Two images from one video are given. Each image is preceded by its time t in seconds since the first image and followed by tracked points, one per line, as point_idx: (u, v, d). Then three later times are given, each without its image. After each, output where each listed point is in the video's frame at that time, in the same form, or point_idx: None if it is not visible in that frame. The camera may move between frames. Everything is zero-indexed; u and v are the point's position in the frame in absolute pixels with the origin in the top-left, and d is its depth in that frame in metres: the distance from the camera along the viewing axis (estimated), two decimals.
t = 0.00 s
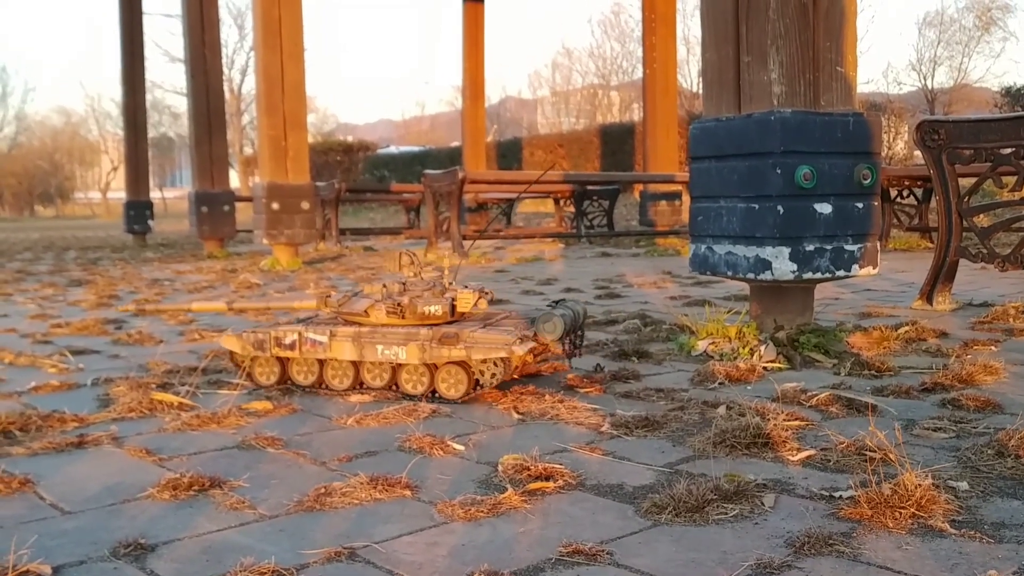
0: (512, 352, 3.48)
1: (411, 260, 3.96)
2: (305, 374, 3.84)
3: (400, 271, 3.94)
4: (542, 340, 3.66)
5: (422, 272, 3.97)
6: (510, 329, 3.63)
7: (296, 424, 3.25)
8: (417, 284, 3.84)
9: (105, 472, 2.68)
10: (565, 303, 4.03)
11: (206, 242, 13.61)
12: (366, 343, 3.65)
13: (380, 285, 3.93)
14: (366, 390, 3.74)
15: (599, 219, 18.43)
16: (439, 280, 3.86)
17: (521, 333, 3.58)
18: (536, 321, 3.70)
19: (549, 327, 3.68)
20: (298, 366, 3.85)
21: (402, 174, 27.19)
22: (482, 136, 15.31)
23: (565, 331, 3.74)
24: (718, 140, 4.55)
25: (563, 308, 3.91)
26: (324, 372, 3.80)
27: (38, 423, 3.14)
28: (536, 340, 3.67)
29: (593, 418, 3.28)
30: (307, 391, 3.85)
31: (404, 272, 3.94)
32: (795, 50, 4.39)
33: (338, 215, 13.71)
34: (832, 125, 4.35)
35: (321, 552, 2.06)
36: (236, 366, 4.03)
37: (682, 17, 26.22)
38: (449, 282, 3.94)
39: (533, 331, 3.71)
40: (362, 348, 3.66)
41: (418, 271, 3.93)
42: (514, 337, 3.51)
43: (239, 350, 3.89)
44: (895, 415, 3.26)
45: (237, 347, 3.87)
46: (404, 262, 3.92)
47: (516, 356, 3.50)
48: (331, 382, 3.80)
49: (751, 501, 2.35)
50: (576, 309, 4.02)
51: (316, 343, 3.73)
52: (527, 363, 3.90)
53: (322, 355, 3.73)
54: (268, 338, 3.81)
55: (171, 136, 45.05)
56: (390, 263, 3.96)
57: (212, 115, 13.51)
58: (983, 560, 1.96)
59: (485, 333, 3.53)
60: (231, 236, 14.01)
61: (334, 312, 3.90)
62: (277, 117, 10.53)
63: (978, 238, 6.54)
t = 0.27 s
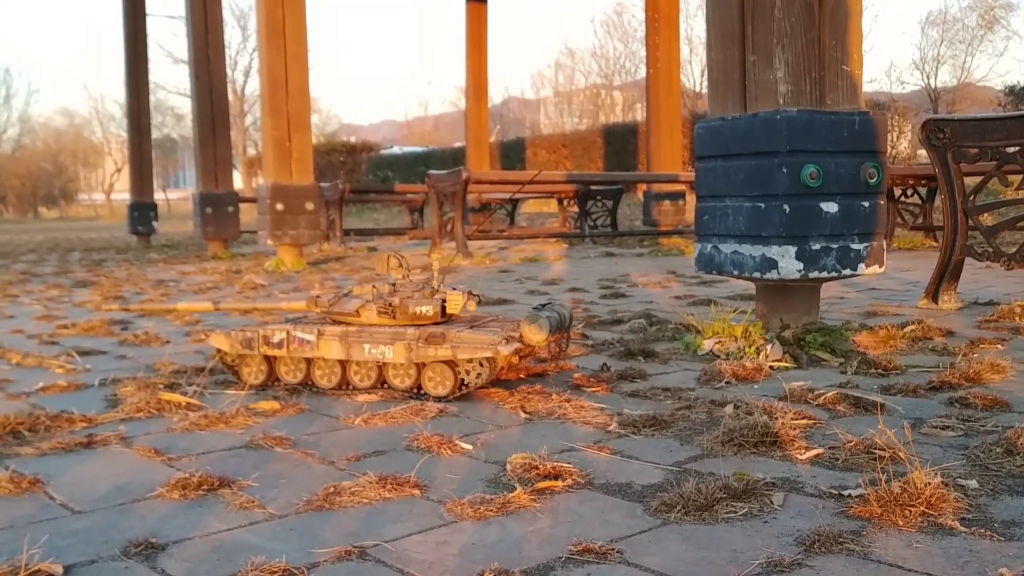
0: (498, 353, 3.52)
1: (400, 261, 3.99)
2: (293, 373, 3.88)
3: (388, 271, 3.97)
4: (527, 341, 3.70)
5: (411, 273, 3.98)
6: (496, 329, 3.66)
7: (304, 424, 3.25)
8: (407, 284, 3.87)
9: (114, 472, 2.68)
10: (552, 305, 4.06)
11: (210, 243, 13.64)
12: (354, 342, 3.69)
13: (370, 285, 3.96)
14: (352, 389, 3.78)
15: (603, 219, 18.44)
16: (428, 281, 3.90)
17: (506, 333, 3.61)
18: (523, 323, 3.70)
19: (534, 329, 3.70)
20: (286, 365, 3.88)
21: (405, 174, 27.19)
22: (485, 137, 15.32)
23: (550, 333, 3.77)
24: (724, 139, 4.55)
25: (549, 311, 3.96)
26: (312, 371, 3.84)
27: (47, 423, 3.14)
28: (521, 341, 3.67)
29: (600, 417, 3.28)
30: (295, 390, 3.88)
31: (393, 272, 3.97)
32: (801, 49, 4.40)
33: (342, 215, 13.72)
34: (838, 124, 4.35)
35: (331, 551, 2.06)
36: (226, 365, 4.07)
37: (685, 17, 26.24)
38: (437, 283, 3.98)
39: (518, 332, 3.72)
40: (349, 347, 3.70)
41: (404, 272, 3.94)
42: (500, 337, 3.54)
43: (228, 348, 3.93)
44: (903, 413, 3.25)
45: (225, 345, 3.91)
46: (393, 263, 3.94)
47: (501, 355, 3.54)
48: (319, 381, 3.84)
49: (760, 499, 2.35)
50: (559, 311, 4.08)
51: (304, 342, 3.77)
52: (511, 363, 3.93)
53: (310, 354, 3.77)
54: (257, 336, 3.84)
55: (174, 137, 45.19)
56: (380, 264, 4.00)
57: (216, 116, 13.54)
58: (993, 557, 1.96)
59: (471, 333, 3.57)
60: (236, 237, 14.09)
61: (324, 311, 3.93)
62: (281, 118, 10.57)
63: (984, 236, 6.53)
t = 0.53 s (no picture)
0: (491, 351, 3.59)
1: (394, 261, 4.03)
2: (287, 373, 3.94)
3: (383, 272, 4.02)
4: (521, 340, 3.69)
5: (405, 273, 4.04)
6: (490, 329, 3.72)
7: (321, 425, 3.26)
8: (403, 284, 3.93)
9: (134, 473, 2.69)
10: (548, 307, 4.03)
11: (218, 244, 13.70)
12: (349, 341, 3.76)
13: (367, 285, 4.01)
14: (346, 388, 3.84)
15: (610, 219, 18.45)
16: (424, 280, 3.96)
17: (499, 332, 3.68)
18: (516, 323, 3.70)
19: (529, 329, 3.68)
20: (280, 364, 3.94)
21: (412, 175, 27.24)
22: (493, 138, 15.33)
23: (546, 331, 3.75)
24: (736, 139, 4.55)
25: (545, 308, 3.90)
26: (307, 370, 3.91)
27: (65, 424, 3.15)
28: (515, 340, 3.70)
29: (616, 417, 3.29)
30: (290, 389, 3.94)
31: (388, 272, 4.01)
32: (814, 48, 4.39)
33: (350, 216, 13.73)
34: (850, 123, 4.34)
35: (354, 551, 2.07)
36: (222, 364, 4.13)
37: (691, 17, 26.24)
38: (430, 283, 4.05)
39: (513, 331, 3.73)
40: (345, 346, 3.77)
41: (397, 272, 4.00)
42: (493, 335, 3.62)
43: (225, 347, 4.00)
44: (919, 412, 3.25)
45: (222, 344, 3.97)
46: (387, 264, 3.99)
47: (495, 354, 3.61)
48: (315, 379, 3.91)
49: (780, 498, 2.35)
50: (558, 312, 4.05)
51: (300, 340, 3.83)
52: (507, 364, 3.89)
53: (305, 353, 3.83)
54: (253, 335, 3.91)
55: (181, 138, 45.40)
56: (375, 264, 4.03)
57: (224, 117, 13.58)
58: (1016, 556, 1.96)
59: (464, 332, 3.65)
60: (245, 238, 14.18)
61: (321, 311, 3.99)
62: (291, 120, 10.66)
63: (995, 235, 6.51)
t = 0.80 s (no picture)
0: (486, 348, 3.64)
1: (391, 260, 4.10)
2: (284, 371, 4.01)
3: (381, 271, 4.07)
4: (516, 337, 3.69)
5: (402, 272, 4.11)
6: (486, 326, 3.77)
7: (336, 424, 3.27)
8: (401, 283, 4.00)
9: (152, 472, 2.70)
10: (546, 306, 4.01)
11: (228, 245, 13.76)
12: (346, 337, 3.82)
13: (365, 283, 4.08)
14: (342, 386, 3.90)
15: (618, 219, 18.44)
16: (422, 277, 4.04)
17: (495, 329, 3.71)
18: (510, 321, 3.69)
19: (525, 326, 3.67)
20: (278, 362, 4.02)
21: (419, 175, 27.27)
22: (500, 139, 15.35)
23: (543, 328, 3.75)
24: (748, 138, 4.55)
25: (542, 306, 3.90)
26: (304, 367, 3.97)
27: (82, 423, 3.17)
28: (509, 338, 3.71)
29: (630, 417, 3.29)
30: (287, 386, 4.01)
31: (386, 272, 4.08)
32: (826, 48, 4.39)
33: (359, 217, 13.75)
34: (862, 123, 4.33)
35: (373, 549, 2.08)
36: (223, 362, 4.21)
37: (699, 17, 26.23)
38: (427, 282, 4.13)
39: (509, 328, 3.74)
40: (342, 342, 3.83)
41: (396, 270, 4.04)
42: (488, 332, 3.67)
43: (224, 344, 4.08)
44: (933, 412, 3.25)
45: (221, 340, 4.05)
46: (384, 262, 4.04)
47: (490, 351, 3.65)
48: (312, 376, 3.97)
49: (796, 498, 2.35)
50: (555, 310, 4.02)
51: (298, 337, 3.91)
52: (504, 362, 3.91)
53: (303, 349, 3.90)
54: (252, 331, 3.99)
55: (189, 140, 45.65)
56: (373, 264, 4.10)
57: (233, 119, 13.63)
58: None
59: (460, 329, 3.70)
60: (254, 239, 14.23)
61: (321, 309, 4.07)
62: (300, 122, 10.73)
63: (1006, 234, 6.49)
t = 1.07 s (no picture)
0: (481, 347, 3.72)
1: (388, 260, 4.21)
2: (282, 370, 4.08)
3: (378, 270, 4.17)
4: (511, 337, 3.80)
5: (399, 272, 4.24)
6: (482, 325, 3.87)
7: (353, 422, 3.28)
8: (399, 283, 4.12)
9: (172, 470, 2.71)
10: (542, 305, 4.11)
11: (236, 245, 13.80)
12: (343, 337, 3.90)
13: (363, 284, 4.18)
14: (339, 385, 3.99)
15: (626, 219, 18.42)
16: (419, 278, 4.16)
17: (490, 329, 3.82)
18: (506, 320, 3.80)
19: (520, 325, 3.78)
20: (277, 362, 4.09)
21: (426, 175, 27.27)
22: (507, 139, 15.36)
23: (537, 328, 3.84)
24: (762, 137, 4.56)
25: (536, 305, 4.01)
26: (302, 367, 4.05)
27: (100, 422, 3.17)
28: (504, 338, 3.82)
29: (647, 416, 3.29)
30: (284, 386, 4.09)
31: (382, 272, 4.19)
32: (840, 46, 4.39)
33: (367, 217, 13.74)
34: (877, 122, 4.32)
35: (397, 547, 2.08)
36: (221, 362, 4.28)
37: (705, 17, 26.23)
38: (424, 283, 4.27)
39: (504, 328, 3.85)
40: (339, 342, 3.90)
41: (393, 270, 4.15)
42: (483, 331, 3.76)
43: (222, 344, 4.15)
44: (951, 411, 3.24)
45: (219, 341, 4.12)
46: (382, 262, 4.14)
47: (485, 350, 3.75)
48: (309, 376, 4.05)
49: (818, 496, 2.35)
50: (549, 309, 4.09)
51: (296, 337, 3.98)
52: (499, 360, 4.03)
53: (301, 349, 3.98)
54: (250, 332, 4.06)
55: (196, 140, 45.82)
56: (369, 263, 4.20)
57: (241, 119, 13.66)
58: None
59: (455, 329, 3.79)
60: (262, 239, 14.28)
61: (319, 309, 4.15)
62: (309, 123, 10.75)
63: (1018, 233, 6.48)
